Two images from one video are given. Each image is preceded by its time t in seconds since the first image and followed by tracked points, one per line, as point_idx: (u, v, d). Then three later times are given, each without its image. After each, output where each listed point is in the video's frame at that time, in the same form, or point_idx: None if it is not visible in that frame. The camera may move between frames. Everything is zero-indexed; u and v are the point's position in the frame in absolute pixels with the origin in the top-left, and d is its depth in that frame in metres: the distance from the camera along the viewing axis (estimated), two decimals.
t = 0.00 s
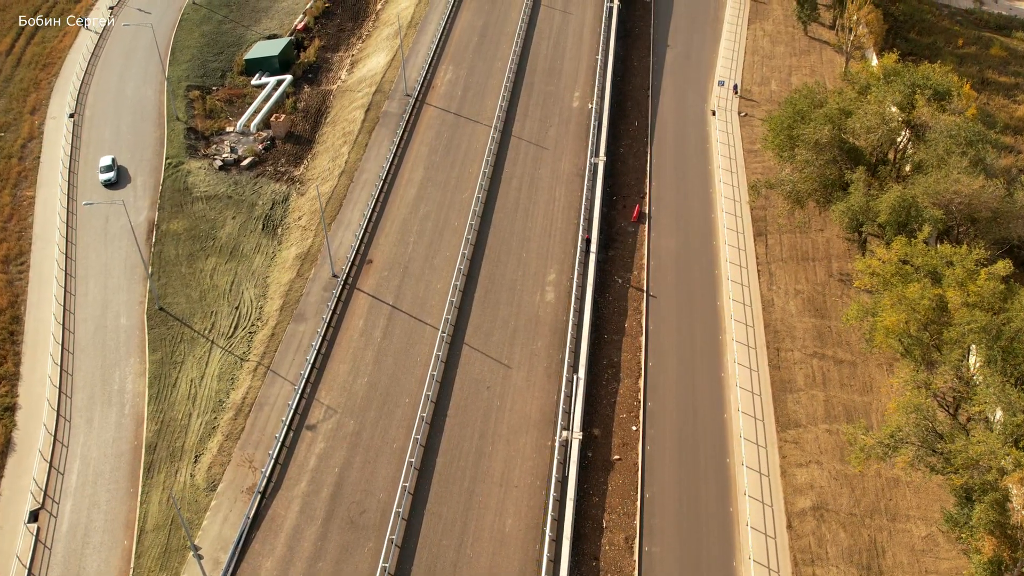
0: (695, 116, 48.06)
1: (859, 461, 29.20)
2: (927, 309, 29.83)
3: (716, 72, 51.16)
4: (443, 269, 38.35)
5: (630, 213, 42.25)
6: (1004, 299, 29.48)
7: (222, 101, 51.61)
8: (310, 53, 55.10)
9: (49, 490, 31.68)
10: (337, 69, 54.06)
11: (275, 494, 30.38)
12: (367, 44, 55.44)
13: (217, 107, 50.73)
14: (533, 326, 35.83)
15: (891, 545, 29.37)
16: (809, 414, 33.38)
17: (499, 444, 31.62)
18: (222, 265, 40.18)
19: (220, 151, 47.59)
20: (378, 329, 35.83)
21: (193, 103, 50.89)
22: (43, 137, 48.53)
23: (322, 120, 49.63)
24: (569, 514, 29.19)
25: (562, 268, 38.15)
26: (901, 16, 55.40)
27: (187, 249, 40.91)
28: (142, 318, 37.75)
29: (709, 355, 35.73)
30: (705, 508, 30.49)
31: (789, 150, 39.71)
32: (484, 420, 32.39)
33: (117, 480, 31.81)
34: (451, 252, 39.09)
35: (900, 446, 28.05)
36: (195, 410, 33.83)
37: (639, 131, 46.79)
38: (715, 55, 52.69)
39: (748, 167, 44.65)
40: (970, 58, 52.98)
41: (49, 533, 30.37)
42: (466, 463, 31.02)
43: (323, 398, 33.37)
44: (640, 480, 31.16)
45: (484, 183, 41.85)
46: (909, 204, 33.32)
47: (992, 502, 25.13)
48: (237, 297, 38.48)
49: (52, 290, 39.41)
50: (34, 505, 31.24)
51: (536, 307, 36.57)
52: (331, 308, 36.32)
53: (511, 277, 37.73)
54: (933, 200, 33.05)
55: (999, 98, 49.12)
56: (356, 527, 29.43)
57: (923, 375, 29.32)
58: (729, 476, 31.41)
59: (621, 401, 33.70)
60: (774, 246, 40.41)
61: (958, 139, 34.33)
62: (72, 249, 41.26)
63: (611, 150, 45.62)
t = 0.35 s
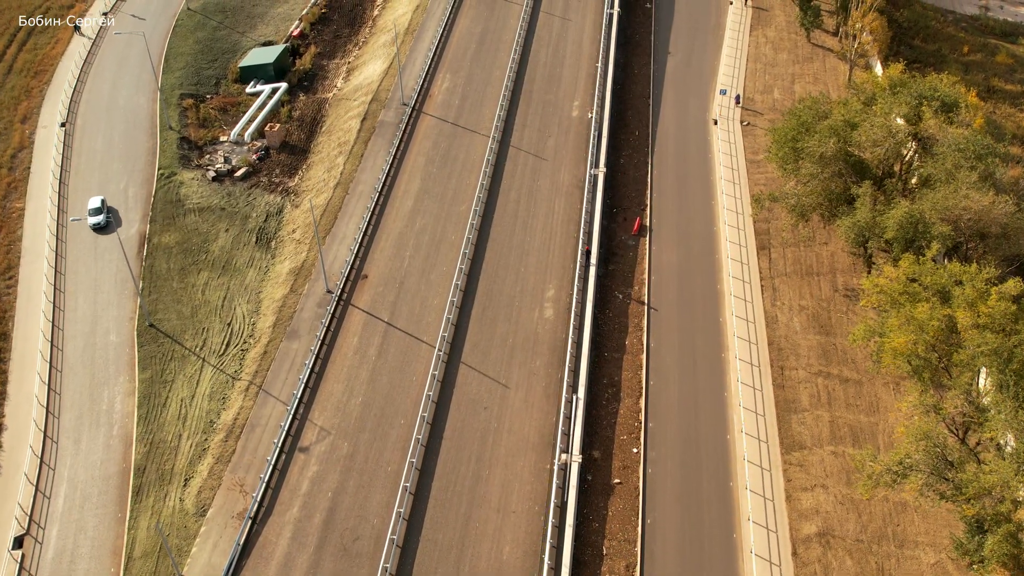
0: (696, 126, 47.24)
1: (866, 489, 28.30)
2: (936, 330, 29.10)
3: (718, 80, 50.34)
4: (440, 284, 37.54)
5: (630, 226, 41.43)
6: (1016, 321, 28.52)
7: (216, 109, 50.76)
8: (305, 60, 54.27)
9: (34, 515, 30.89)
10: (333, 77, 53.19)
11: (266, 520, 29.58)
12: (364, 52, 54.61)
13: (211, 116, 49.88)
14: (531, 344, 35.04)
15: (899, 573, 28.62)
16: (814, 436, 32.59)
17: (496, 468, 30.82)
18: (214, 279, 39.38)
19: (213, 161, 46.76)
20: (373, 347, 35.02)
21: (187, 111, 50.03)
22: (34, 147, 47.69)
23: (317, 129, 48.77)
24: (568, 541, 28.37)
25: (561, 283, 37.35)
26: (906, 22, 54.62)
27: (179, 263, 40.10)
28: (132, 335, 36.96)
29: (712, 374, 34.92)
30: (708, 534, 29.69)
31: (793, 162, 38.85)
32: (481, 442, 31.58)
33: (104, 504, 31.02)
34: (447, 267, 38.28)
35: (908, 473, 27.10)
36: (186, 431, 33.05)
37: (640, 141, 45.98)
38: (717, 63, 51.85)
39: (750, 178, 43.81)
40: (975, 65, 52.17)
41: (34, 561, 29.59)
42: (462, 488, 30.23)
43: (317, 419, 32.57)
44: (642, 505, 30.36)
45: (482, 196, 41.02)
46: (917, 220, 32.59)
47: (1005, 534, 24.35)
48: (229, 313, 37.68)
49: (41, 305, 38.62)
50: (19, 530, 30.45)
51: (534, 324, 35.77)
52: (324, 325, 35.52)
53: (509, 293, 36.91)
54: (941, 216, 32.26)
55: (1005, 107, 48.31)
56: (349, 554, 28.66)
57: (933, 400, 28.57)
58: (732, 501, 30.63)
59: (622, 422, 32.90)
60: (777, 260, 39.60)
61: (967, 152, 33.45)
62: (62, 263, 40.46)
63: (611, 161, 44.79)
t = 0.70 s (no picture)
0: (698, 135, 46.37)
1: (876, 519, 27.61)
2: (947, 353, 28.40)
3: (720, 89, 49.45)
4: (436, 300, 36.70)
5: (631, 239, 40.60)
6: None
7: (210, 118, 49.83)
8: (301, 67, 53.35)
9: (19, 541, 30.08)
10: (329, 85, 52.25)
11: (257, 548, 28.75)
12: (361, 59, 53.68)
13: (205, 125, 48.96)
14: (530, 363, 34.19)
15: None
16: (820, 459, 31.80)
17: (494, 493, 30.00)
18: (206, 295, 38.56)
19: (207, 171, 45.87)
20: (368, 366, 34.19)
21: (180, 120, 49.10)
22: (24, 157, 46.84)
23: (312, 139, 47.85)
24: (568, 570, 27.53)
25: (561, 299, 36.52)
26: (910, 30, 54.21)
27: (171, 277, 39.31)
28: (122, 352, 36.15)
29: (715, 394, 34.12)
30: (712, 562, 28.90)
31: (798, 175, 38.04)
32: (479, 466, 30.76)
33: (91, 530, 30.21)
34: (444, 283, 37.44)
35: (919, 503, 26.36)
36: (175, 454, 32.25)
37: (641, 151, 45.15)
38: (719, 71, 50.96)
39: (754, 190, 42.97)
40: (981, 73, 51.24)
41: None
42: (459, 514, 29.40)
43: (310, 441, 31.74)
44: (644, 531, 29.57)
45: (480, 208, 40.17)
46: (926, 237, 31.64)
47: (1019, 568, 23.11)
48: (221, 330, 36.87)
49: (29, 322, 37.79)
50: (3, 558, 29.64)
51: (533, 342, 34.93)
52: (318, 343, 34.70)
53: (507, 310, 36.08)
54: (951, 234, 31.40)
55: (1013, 117, 47.40)
56: None
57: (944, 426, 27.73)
58: (737, 527, 29.82)
59: (623, 445, 32.09)
60: (782, 275, 38.79)
61: (977, 167, 32.57)
62: (51, 277, 39.64)
63: (612, 172, 43.93)
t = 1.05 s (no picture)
0: (701, 145, 45.43)
1: (886, 549, 26.75)
2: (959, 376, 27.58)
3: (723, 97, 48.51)
4: (433, 317, 35.84)
5: (632, 253, 39.72)
6: None
7: (204, 126, 48.77)
8: (297, 74, 52.34)
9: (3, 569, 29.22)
10: (325, 93, 51.23)
11: None
12: (357, 66, 52.65)
13: (199, 134, 47.94)
14: (529, 383, 33.32)
15: None
16: (827, 483, 30.96)
17: (492, 519, 29.13)
18: (198, 310, 37.70)
19: (200, 182, 44.93)
20: (363, 386, 33.34)
21: (173, 129, 48.09)
22: (13, 167, 45.89)
23: (308, 148, 46.86)
24: None
25: (561, 316, 35.68)
26: (915, 36, 53.31)
27: (162, 292, 38.45)
28: (111, 371, 35.30)
29: (719, 414, 33.26)
30: None
31: (804, 189, 37.17)
32: (476, 491, 29.89)
33: (77, 558, 29.36)
34: (441, 298, 36.57)
35: (931, 534, 25.49)
36: (165, 477, 31.44)
37: (642, 162, 44.26)
38: (722, 78, 50.00)
39: (758, 202, 42.08)
40: (988, 80, 50.27)
41: None
42: (455, 541, 28.52)
43: (303, 464, 30.88)
44: (646, 559, 28.68)
45: (478, 221, 39.28)
46: (936, 254, 30.80)
47: None
48: (213, 347, 36.04)
49: (16, 338, 36.91)
50: None
51: (532, 361, 34.07)
52: (312, 362, 33.85)
53: (506, 327, 35.21)
54: (962, 251, 30.53)
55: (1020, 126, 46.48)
56: None
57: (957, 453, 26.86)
58: (743, 555, 28.93)
59: (624, 468, 31.25)
60: (787, 290, 37.92)
61: (988, 182, 31.69)
62: (39, 292, 38.77)
63: (612, 183, 43.03)
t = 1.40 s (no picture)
0: (704, 154, 44.47)
1: None
2: (972, 402, 26.64)
3: (726, 105, 47.48)
4: (430, 335, 34.93)
5: (634, 267, 38.79)
6: None
7: (197, 136, 47.62)
8: (292, 82, 51.17)
9: None
10: (321, 101, 50.07)
11: None
12: (354, 73, 51.42)
13: (192, 144, 46.83)
14: (528, 404, 32.41)
15: None
16: (835, 508, 30.08)
17: (490, 547, 28.23)
18: (189, 327, 36.81)
19: (192, 194, 43.85)
20: (357, 407, 32.44)
21: (166, 139, 46.96)
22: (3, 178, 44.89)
23: (303, 158, 45.80)
24: None
25: (561, 334, 34.76)
26: (921, 43, 52.25)
27: (152, 308, 37.56)
28: (99, 391, 34.44)
29: (723, 436, 32.36)
30: None
31: (810, 203, 36.26)
32: (474, 517, 28.98)
33: None
34: (439, 315, 35.65)
35: (944, 569, 24.40)
36: (153, 503, 30.61)
37: (644, 173, 43.31)
38: (724, 85, 48.97)
39: (762, 214, 41.15)
40: (995, 88, 49.24)
41: None
42: (452, 570, 27.64)
43: (295, 489, 29.99)
44: None
45: (476, 235, 38.35)
46: (947, 273, 29.88)
47: None
48: (204, 366, 35.18)
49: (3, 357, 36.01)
50: None
51: (531, 381, 33.15)
52: (305, 382, 32.97)
53: (504, 346, 34.29)
54: (974, 270, 29.62)
55: None
56: None
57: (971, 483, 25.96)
58: None
59: (626, 493, 30.38)
60: (792, 306, 37.03)
61: (999, 198, 30.75)
62: (27, 309, 37.87)
63: (613, 194, 42.10)
